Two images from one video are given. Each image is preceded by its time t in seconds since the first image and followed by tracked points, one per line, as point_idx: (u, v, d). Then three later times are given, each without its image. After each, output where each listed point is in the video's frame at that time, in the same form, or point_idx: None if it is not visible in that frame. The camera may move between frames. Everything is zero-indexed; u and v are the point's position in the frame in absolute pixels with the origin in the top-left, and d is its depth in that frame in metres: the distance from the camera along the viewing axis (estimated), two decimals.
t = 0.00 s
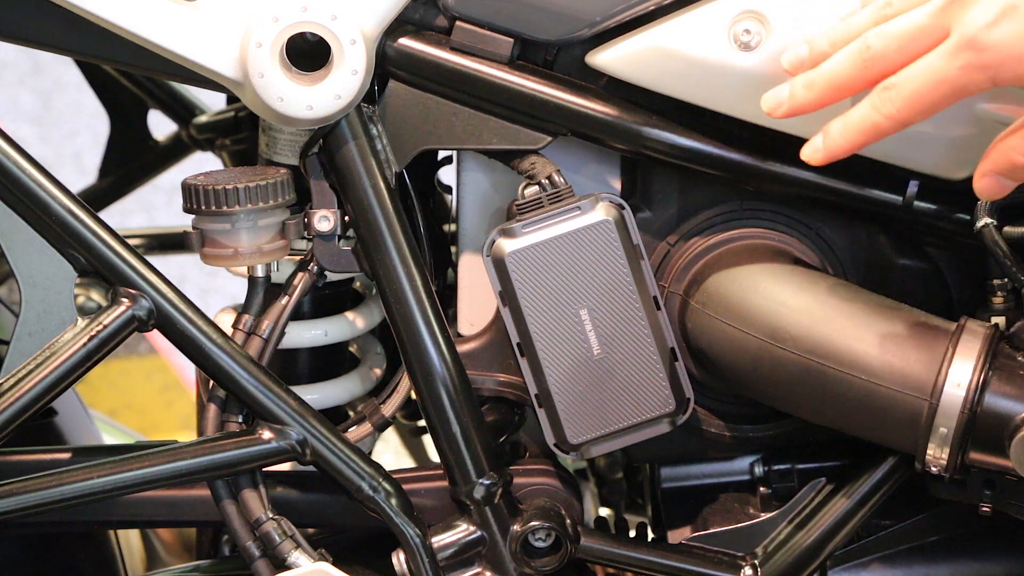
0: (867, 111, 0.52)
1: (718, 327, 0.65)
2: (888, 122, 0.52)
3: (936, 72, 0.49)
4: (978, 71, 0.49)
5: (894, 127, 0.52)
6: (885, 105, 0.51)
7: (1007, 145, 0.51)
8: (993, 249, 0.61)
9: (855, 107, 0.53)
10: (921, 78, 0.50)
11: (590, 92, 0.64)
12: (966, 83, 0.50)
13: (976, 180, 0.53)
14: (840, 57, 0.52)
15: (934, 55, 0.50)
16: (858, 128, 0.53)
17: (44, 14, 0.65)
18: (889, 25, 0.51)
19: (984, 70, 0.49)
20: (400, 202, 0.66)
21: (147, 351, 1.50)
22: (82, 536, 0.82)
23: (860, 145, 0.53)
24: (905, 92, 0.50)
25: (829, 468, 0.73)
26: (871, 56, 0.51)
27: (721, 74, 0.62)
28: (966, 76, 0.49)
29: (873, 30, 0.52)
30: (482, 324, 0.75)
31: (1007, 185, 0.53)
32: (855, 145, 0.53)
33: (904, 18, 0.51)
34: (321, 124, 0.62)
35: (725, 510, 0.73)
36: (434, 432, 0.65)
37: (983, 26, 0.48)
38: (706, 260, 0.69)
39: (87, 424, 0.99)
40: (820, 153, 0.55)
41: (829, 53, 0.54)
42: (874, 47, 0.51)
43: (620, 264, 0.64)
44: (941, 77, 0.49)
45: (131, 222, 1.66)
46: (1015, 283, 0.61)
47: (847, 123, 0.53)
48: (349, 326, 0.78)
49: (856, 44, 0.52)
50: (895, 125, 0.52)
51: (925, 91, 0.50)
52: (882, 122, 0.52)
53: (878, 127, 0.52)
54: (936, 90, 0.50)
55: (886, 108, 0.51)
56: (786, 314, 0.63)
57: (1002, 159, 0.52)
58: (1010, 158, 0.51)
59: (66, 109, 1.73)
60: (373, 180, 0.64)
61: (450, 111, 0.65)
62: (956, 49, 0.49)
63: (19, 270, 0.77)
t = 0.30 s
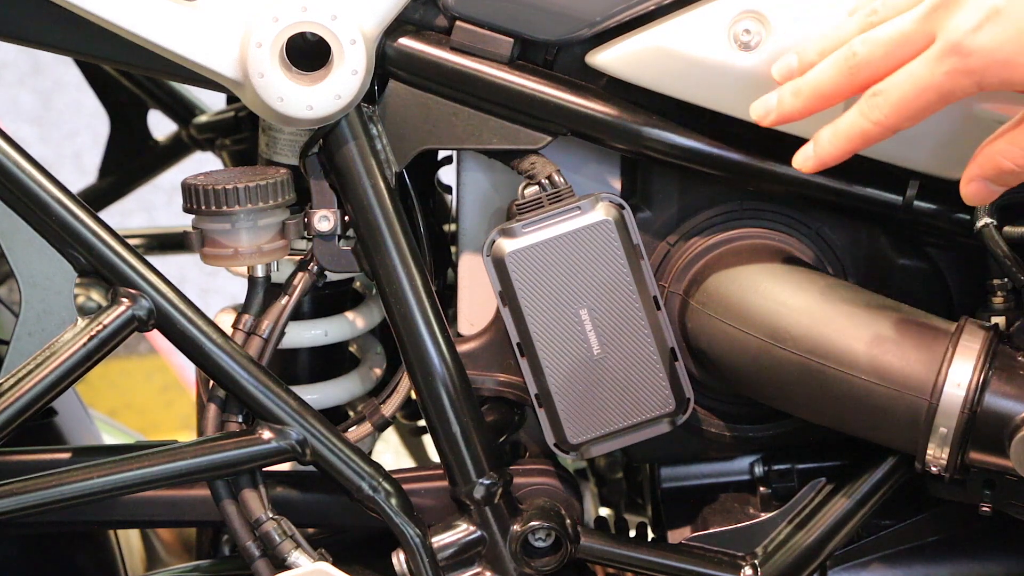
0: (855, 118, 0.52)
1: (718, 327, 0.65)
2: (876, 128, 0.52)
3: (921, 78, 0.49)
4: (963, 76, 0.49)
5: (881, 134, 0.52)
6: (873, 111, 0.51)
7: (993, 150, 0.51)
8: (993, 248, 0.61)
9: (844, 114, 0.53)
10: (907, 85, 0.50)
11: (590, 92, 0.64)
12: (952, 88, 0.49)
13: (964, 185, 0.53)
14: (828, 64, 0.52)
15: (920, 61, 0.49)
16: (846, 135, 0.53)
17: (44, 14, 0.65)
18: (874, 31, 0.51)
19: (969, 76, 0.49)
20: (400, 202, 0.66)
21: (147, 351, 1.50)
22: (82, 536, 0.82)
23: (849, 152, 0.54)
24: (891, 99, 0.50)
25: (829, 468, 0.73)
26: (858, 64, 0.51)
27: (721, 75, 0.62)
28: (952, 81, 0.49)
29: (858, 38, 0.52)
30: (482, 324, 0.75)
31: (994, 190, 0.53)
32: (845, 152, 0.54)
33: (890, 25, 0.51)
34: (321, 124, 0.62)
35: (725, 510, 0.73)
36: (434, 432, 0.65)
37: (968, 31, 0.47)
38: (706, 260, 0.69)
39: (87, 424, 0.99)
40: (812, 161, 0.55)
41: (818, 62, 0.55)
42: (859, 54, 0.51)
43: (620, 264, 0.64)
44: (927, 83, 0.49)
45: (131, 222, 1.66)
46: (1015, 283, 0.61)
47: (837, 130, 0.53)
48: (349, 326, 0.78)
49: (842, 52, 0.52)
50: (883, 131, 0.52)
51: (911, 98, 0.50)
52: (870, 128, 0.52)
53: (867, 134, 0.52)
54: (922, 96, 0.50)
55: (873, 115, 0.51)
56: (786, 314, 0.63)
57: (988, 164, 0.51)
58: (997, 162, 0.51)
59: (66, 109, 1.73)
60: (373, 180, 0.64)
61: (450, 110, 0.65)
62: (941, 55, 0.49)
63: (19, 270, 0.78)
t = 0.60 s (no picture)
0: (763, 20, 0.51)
1: (718, 327, 0.65)
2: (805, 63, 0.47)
3: None
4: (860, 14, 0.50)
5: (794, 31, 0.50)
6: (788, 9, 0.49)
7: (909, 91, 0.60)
8: (993, 247, 0.60)
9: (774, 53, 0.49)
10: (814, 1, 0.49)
11: (590, 92, 0.64)
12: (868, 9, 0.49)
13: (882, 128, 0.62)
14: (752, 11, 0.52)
15: None
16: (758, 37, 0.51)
17: (44, 15, 0.65)
18: None
19: None
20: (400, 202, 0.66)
21: (147, 351, 1.50)
22: (83, 536, 0.82)
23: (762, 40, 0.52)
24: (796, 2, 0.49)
25: (829, 468, 0.73)
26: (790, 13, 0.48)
27: (722, 74, 0.61)
28: None
29: None
30: (482, 324, 0.75)
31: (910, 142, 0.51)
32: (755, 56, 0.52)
33: None
34: (321, 124, 0.62)
35: (725, 510, 0.73)
36: (434, 432, 0.65)
37: None
38: (707, 260, 0.69)
39: (87, 424, 0.99)
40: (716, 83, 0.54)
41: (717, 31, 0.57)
42: None
43: (620, 264, 0.64)
44: None
45: (131, 222, 1.66)
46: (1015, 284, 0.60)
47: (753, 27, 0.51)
48: (349, 326, 0.78)
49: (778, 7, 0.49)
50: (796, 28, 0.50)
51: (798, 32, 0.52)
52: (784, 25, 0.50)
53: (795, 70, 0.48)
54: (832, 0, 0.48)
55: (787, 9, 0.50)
56: (786, 314, 0.63)
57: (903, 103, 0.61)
58: (910, 101, 0.61)
59: (66, 109, 1.73)
60: (373, 180, 0.64)
61: (450, 110, 0.65)
62: None
63: (19, 270, 0.77)
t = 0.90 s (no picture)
0: (559, 78, 0.50)
1: (718, 327, 0.66)
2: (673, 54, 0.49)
3: (628, 37, 0.48)
4: (674, 39, 0.48)
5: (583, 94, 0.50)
6: (578, 68, 0.50)
7: (726, 111, 0.53)
8: (993, 247, 0.60)
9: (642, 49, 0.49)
10: (610, 41, 0.49)
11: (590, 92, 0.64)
12: (662, 51, 0.48)
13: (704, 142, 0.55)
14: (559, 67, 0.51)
15: (627, 24, 0.48)
16: (551, 93, 0.51)
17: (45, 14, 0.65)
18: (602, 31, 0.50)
19: (677, 40, 0.48)
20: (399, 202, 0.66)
21: (147, 351, 1.50)
22: (83, 535, 0.82)
23: (555, 111, 0.51)
24: (593, 56, 0.49)
25: (829, 468, 0.73)
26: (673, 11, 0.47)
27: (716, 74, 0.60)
28: (660, 44, 0.48)
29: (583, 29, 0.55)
30: (482, 324, 0.75)
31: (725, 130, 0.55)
32: (553, 114, 0.51)
33: None
34: (321, 124, 0.62)
35: (725, 510, 0.73)
36: (434, 432, 0.65)
37: None
38: (705, 261, 0.69)
39: (87, 423, 0.99)
40: (520, 126, 0.52)
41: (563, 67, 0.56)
42: (593, 9, 0.54)
43: (619, 264, 0.64)
44: (632, 44, 0.48)
45: (131, 222, 1.66)
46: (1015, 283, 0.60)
47: (543, 89, 0.51)
48: (349, 326, 0.78)
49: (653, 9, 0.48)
50: (587, 88, 0.50)
51: (610, 55, 0.49)
52: (572, 87, 0.50)
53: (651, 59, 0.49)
54: (626, 56, 0.49)
55: (577, 73, 0.50)
56: (786, 313, 0.63)
57: (723, 123, 0.54)
58: (731, 122, 0.53)
59: (66, 109, 1.73)
60: (373, 180, 0.64)
61: (450, 110, 0.65)
62: (652, 14, 0.48)
63: (19, 270, 0.77)
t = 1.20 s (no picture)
0: (510, 164, 0.54)
1: (718, 327, 0.66)
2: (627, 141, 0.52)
3: (578, 133, 0.52)
4: (620, 136, 0.52)
5: (532, 182, 0.55)
6: (528, 159, 0.53)
7: (678, 185, 0.58)
8: (993, 247, 0.60)
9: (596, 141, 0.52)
10: (561, 135, 0.52)
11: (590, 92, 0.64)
12: (613, 144, 0.53)
13: (665, 209, 0.62)
14: (509, 154, 0.54)
15: (578, 120, 0.52)
16: (501, 179, 0.55)
17: (45, 13, 0.65)
18: (551, 123, 0.53)
19: (625, 136, 0.52)
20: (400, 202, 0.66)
21: (147, 351, 1.50)
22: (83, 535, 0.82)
23: (506, 194, 0.55)
24: (545, 147, 0.53)
25: (829, 468, 0.73)
26: (618, 106, 0.51)
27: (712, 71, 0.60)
28: (609, 139, 0.52)
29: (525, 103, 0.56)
30: (482, 324, 0.75)
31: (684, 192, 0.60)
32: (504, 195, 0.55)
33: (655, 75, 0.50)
34: (321, 124, 0.62)
35: (725, 510, 0.73)
36: (434, 432, 0.65)
37: (625, 96, 0.51)
38: (706, 261, 0.69)
39: (87, 424, 0.99)
40: (471, 205, 0.56)
41: (504, 139, 0.57)
42: (543, 85, 0.56)
43: (619, 264, 0.64)
44: (581, 138, 0.52)
45: (131, 222, 1.66)
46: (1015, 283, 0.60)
47: (492, 173, 0.55)
48: (349, 326, 0.78)
49: (598, 111, 0.51)
50: (537, 176, 0.54)
51: (562, 148, 0.52)
52: (522, 174, 0.54)
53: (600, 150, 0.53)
54: (575, 148, 0.52)
55: (528, 162, 0.53)
56: (786, 313, 0.63)
57: (675, 196, 0.59)
58: (683, 196, 0.59)
59: (66, 109, 1.73)
60: (373, 180, 0.64)
61: (450, 110, 0.65)
62: (599, 114, 0.51)
63: (19, 270, 0.77)
